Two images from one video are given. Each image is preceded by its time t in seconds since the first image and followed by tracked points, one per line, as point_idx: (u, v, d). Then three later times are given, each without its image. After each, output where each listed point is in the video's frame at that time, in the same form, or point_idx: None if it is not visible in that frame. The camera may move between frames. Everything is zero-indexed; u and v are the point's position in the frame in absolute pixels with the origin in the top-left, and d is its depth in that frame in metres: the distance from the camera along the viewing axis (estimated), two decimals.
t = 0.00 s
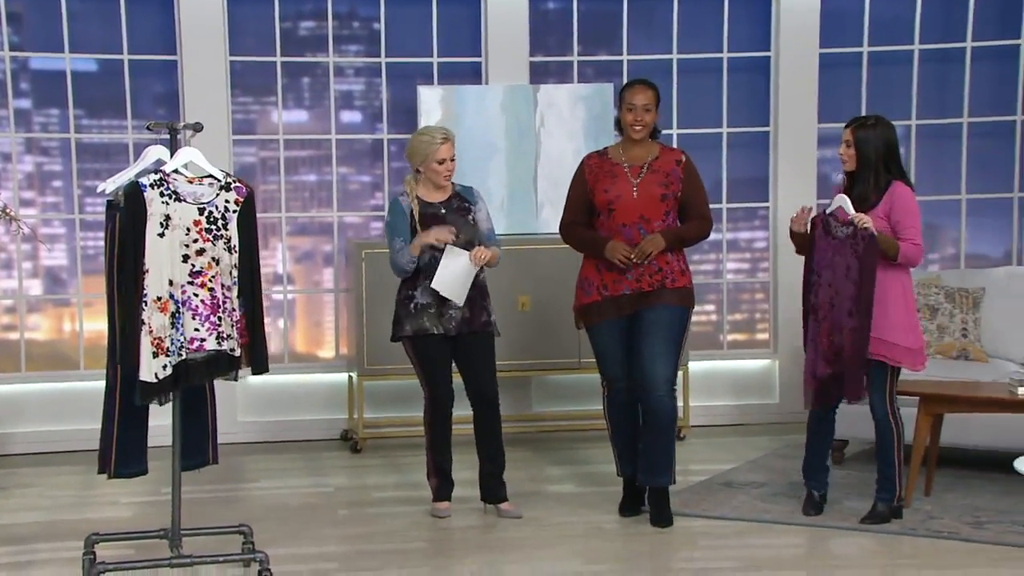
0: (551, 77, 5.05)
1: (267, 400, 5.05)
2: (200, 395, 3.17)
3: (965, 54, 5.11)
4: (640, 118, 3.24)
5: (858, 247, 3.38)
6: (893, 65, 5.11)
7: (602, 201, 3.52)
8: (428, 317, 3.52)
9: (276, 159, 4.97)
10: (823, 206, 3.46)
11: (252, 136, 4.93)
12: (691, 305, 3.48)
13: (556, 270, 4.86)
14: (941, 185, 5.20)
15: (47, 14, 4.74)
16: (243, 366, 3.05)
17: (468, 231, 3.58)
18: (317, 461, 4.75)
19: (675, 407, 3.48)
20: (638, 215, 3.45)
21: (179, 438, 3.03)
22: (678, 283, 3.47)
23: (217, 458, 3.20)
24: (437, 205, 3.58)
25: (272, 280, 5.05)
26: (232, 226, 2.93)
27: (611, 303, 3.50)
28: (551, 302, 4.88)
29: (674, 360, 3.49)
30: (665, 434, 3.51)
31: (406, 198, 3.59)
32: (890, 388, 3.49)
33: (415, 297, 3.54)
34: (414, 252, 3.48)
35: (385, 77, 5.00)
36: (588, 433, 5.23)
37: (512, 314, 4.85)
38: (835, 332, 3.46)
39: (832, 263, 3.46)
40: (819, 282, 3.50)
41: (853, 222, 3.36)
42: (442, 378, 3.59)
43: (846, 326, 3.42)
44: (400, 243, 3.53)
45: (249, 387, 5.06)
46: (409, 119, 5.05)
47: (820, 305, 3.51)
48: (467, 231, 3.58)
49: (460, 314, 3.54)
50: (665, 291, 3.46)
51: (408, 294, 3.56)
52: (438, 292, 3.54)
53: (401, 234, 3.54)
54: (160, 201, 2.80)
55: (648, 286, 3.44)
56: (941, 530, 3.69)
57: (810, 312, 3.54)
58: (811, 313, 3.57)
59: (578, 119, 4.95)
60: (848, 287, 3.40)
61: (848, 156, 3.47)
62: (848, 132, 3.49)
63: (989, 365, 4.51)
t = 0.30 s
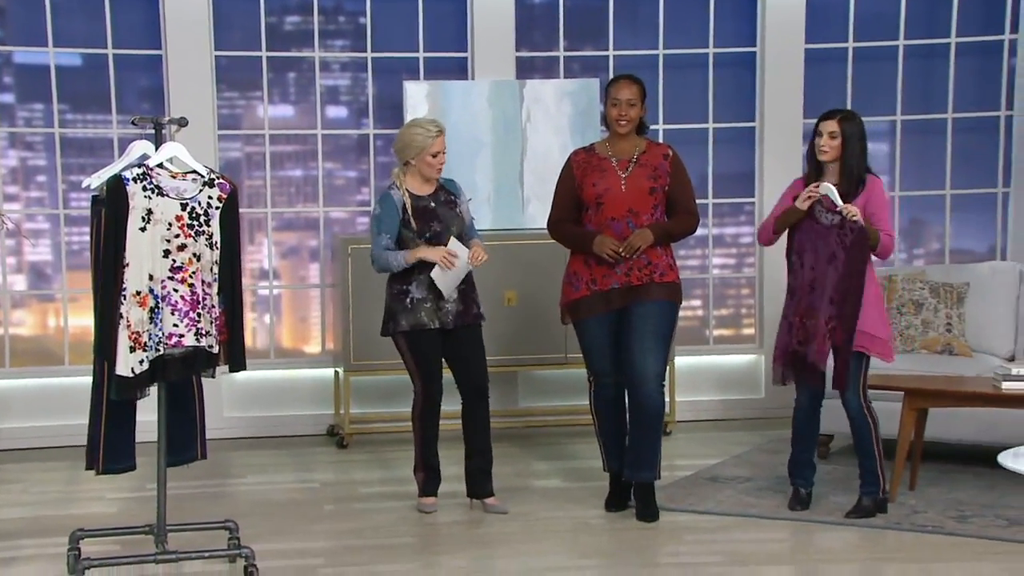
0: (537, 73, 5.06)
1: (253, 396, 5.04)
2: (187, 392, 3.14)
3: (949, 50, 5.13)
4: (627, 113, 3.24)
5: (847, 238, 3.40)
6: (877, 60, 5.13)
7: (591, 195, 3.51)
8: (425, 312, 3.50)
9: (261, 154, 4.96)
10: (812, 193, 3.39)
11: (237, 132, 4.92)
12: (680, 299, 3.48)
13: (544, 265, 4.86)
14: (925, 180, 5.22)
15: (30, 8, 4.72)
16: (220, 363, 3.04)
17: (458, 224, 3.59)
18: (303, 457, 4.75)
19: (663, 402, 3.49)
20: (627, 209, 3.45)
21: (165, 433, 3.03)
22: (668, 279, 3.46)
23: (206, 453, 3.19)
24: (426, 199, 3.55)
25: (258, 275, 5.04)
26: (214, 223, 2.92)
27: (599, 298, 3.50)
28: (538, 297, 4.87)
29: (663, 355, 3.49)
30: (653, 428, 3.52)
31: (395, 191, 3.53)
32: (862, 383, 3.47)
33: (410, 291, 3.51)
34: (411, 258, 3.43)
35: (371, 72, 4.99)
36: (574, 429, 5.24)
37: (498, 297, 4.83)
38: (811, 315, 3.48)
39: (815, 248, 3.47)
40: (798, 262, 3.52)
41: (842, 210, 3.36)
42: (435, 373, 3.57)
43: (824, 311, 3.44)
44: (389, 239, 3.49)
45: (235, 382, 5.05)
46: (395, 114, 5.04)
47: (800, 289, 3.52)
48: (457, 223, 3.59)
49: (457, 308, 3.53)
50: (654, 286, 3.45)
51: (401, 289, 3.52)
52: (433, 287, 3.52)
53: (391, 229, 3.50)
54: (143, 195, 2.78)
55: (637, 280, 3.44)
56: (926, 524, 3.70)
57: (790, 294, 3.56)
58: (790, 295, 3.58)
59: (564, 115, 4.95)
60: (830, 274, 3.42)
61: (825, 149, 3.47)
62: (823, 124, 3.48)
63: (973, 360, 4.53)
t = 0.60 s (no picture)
0: (526, 67, 5.06)
1: (243, 391, 5.04)
2: (177, 387, 3.13)
3: (937, 45, 5.15)
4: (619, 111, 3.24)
5: (838, 212, 3.42)
6: (866, 56, 5.15)
7: (582, 191, 3.50)
8: (414, 307, 3.50)
9: (250, 149, 4.96)
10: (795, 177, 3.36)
11: (226, 127, 4.92)
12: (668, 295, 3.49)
13: (533, 260, 4.86)
14: (913, 175, 5.24)
15: (18, 2, 4.71)
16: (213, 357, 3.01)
17: (447, 219, 3.59)
18: (292, 452, 4.75)
19: (652, 397, 3.50)
20: (617, 205, 3.44)
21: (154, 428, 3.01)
22: (658, 274, 3.47)
23: (196, 448, 3.17)
24: (416, 194, 3.54)
25: (247, 270, 5.04)
26: (205, 217, 2.91)
27: (590, 292, 3.49)
28: (527, 292, 4.88)
29: (652, 351, 3.49)
30: (643, 424, 3.52)
31: (386, 185, 3.52)
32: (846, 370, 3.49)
33: (399, 287, 3.51)
34: (404, 259, 3.43)
35: (360, 67, 4.99)
36: (563, 423, 5.25)
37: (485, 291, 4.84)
38: (808, 291, 3.45)
39: (807, 224, 3.44)
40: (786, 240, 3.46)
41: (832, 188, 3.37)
42: (424, 368, 3.57)
43: (826, 287, 3.42)
44: (379, 236, 3.48)
45: (225, 378, 5.05)
46: (384, 109, 5.05)
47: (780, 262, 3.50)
48: (447, 218, 3.59)
49: (445, 303, 3.53)
50: (643, 282, 3.45)
51: (390, 283, 3.52)
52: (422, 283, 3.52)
53: (381, 226, 3.50)
54: (133, 190, 2.76)
55: (627, 276, 3.44)
56: (914, 518, 3.71)
57: (768, 268, 3.54)
58: (767, 268, 3.54)
59: (553, 110, 4.95)
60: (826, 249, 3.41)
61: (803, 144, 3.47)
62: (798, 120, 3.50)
63: (960, 355, 4.54)
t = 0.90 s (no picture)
0: (516, 63, 5.06)
1: (232, 387, 5.04)
2: (166, 383, 3.12)
3: (926, 41, 5.16)
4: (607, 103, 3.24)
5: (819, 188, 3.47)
6: (855, 52, 5.16)
7: (572, 186, 3.49)
8: (395, 302, 3.50)
9: (239, 145, 4.95)
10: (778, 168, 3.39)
11: (216, 122, 4.91)
12: (660, 292, 3.47)
13: (523, 256, 4.85)
14: (902, 171, 5.25)
15: None
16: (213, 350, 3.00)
17: (433, 214, 3.57)
18: (281, 448, 4.74)
19: (642, 393, 3.49)
20: (607, 200, 3.43)
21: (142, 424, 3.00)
22: (649, 269, 3.45)
23: (184, 445, 3.17)
24: (400, 185, 3.53)
25: (237, 266, 5.03)
26: (198, 211, 2.89)
27: (584, 286, 3.47)
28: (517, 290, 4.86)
29: (643, 347, 3.48)
30: (632, 421, 3.51)
31: (368, 178, 3.53)
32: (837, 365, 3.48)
33: (381, 281, 3.51)
34: (385, 242, 3.42)
35: (349, 62, 4.99)
36: (553, 419, 5.25)
37: (479, 286, 4.84)
38: (817, 268, 3.43)
39: (795, 207, 3.45)
40: (782, 227, 3.44)
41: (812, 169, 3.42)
42: (408, 364, 3.57)
43: (832, 260, 3.43)
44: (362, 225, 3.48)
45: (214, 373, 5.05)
46: (374, 105, 5.04)
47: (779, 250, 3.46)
48: (432, 213, 3.57)
49: (426, 299, 3.51)
50: (634, 278, 3.44)
51: (373, 277, 3.52)
52: (404, 278, 3.51)
53: (365, 214, 3.50)
54: (125, 187, 2.74)
55: (617, 271, 3.42)
56: (902, 513, 3.71)
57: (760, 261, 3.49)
58: (763, 261, 3.49)
59: (544, 105, 4.95)
60: (821, 224, 3.43)
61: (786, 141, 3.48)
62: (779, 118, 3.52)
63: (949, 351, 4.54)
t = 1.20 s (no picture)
0: (507, 59, 5.06)
1: (222, 383, 5.04)
2: (155, 379, 3.11)
3: (916, 37, 5.17)
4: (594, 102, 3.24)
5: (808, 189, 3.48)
6: (845, 49, 5.17)
7: (563, 183, 3.49)
8: (374, 299, 3.49)
9: (230, 141, 4.94)
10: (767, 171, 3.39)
11: (206, 118, 4.90)
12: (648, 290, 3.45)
13: (512, 253, 4.83)
14: (892, 167, 5.26)
15: None
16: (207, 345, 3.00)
17: (418, 214, 3.55)
18: (272, 444, 4.74)
19: (634, 389, 3.48)
20: (598, 197, 3.43)
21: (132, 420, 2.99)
22: (639, 265, 3.44)
23: (173, 441, 3.17)
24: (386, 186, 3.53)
25: (227, 262, 5.02)
26: (190, 207, 2.88)
27: (573, 284, 3.47)
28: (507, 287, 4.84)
29: (634, 342, 3.47)
30: (622, 417, 3.51)
31: (356, 177, 3.56)
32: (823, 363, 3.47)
33: (361, 278, 3.51)
34: (360, 245, 3.44)
35: (340, 58, 4.98)
36: (544, 415, 5.25)
37: (468, 283, 4.84)
38: (795, 271, 3.47)
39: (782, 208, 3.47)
40: (768, 227, 3.46)
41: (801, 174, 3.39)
42: (392, 361, 3.56)
43: (808, 265, 3.49)
44: (345, 225, 3.51)
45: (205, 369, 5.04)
46: (365, 101, 5.04)
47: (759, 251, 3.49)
48: (416, 213, 3.54)
49: (404, 297, 3.50)
50: (624, 274, 3.43)
51: (355, 274, 3.53)
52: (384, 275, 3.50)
53: (347, 216, 3.52)
54: (116, 183, 2.74)
55: (608, 268, 3.42)
56: (892, 508, 3.73)
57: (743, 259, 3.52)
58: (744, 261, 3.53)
59: (534, 101, 4.95)
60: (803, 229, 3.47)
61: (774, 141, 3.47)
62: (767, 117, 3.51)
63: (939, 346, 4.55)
